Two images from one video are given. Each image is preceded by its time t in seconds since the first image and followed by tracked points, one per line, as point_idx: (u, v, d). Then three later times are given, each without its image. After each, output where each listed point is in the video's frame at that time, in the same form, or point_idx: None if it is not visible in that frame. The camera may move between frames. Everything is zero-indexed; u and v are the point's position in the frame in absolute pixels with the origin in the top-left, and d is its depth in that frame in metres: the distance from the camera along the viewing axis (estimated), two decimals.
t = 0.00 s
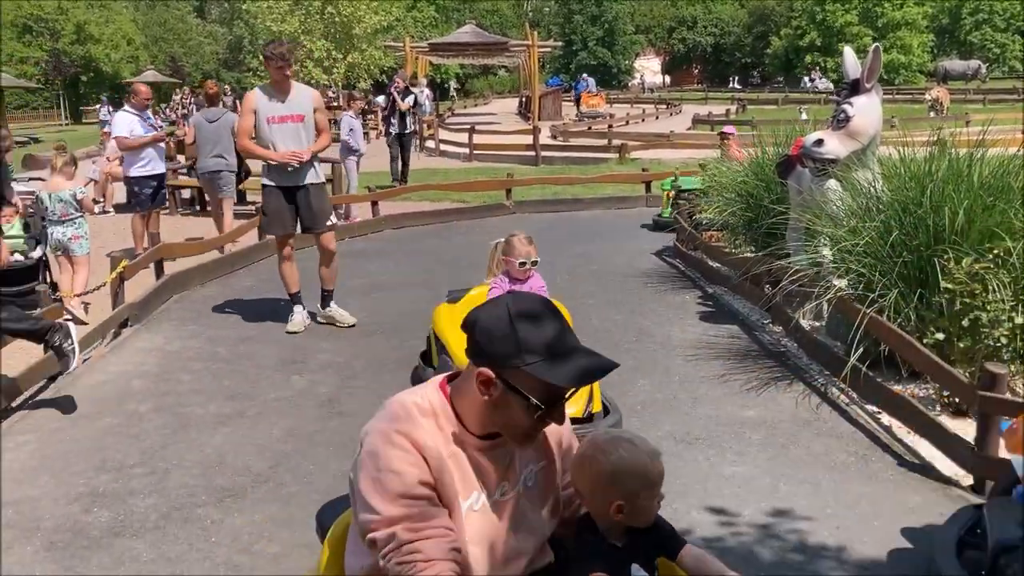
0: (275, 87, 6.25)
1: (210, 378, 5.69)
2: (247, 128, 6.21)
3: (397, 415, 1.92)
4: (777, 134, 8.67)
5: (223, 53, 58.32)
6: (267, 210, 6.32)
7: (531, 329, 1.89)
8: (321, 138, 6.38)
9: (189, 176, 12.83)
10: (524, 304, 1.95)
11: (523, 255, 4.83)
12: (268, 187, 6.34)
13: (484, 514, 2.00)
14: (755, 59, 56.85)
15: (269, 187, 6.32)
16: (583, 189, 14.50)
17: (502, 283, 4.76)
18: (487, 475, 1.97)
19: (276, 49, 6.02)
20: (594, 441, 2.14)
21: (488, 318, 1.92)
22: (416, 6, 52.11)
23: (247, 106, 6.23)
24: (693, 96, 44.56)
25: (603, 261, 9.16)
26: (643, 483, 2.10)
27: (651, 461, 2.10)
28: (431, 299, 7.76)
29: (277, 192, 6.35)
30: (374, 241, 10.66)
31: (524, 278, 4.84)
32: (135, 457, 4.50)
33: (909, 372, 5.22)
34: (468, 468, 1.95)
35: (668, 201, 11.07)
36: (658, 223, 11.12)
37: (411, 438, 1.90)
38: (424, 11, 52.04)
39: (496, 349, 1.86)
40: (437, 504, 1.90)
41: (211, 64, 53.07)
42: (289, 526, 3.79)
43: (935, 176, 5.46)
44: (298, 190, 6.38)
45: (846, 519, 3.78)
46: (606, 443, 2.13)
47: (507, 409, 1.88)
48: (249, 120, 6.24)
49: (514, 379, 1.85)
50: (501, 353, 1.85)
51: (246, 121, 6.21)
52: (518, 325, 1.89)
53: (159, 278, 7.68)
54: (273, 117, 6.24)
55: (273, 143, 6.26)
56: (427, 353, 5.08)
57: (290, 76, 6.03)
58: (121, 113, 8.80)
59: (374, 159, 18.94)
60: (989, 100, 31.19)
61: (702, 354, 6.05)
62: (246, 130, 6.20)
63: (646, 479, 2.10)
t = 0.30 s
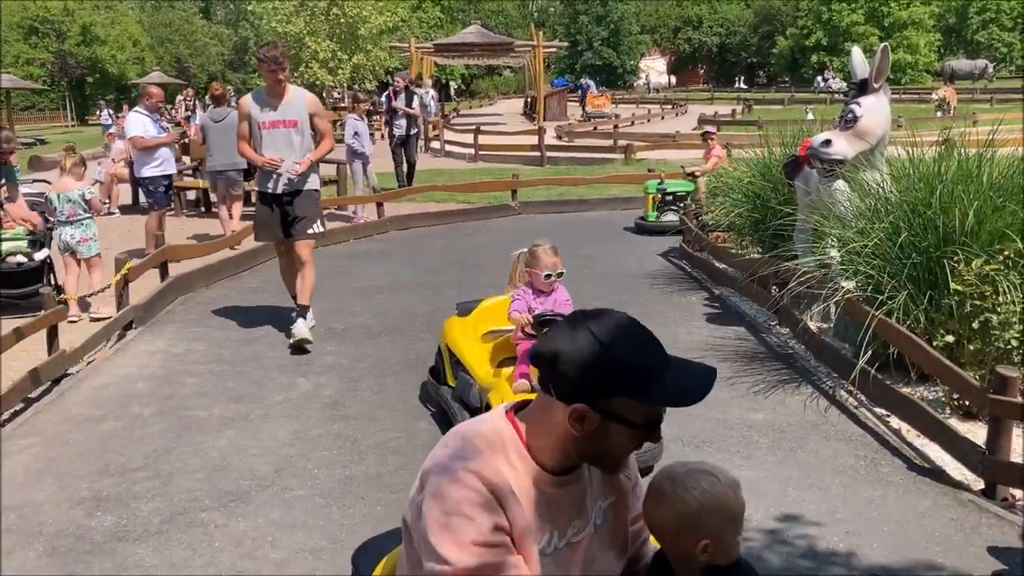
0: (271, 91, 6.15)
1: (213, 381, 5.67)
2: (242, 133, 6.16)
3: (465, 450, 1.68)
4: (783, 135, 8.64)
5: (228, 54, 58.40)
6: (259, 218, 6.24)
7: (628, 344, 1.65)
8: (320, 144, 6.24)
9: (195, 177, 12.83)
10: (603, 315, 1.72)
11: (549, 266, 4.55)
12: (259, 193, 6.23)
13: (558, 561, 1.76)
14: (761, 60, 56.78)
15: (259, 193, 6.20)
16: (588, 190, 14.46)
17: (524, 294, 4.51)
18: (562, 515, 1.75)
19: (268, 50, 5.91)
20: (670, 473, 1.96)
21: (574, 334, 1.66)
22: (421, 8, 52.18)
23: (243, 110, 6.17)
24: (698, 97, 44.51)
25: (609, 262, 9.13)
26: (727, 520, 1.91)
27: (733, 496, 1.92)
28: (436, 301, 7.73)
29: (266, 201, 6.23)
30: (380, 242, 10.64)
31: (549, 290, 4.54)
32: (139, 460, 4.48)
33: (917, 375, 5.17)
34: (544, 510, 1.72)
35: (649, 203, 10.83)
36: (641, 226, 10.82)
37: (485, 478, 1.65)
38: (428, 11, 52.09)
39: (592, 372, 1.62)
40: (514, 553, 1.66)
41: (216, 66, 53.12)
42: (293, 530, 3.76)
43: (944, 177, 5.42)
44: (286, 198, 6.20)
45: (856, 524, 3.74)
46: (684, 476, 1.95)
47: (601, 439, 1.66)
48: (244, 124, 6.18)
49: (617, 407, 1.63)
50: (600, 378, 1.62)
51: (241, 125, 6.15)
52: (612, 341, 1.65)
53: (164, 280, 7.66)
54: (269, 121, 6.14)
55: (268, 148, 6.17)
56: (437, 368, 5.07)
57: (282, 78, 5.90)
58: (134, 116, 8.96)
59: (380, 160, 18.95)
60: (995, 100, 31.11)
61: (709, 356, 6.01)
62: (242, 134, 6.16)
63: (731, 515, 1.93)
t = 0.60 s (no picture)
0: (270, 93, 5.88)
1: (217, 384, 5.64)
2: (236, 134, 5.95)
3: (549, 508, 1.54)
4: (790, 136, 8.59)
5: (233, 56, 58.43)
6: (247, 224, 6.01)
7: (734, 378, 1.43)
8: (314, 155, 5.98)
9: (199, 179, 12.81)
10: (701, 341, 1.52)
11: (574, 276, 4.38)
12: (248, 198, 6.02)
13: None
14: (766, 61, 56.68)
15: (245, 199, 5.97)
16: (594, 192, 14.42)
17: (547, 305, 4.39)
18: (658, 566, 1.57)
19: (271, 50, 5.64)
20: (766, 515, 1.80)
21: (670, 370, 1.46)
22: (426, 10, 52.17)
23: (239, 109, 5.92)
24: (703, 98, 44.41)
25: (615, 264, 9.09)
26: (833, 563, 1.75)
27: (839, 535, 1.77)
28: (441, 303, 7.70)
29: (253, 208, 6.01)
30: (385, 244, 10.62)
31: (574, 301, 4.40)
32: (142, 465, 4.44)
33: (927, 379, 5.11)
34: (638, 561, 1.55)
35: (629, 205, 10.71)
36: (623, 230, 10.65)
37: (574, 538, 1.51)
38: (433, 13, 52.08)
39: (688, 415, 1.42)
40: None
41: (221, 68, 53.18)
42: (296, 537, 3.72)
43: (954, 179, 5.37)
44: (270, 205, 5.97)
45: (866, 531, 3.69)
46: (784, 517, 1.78)
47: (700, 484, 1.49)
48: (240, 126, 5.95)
49: (725, 450, 1.45)
50: (695, 421, 1.42)
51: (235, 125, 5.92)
52: (699, 376, 1.42)
53: (168, 282, 7.63)
54: (264, 124, 5.89)
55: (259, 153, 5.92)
56: (448, 383, 4.89)
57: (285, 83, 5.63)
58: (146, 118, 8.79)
59: (385, 162, 18.93)
60: (1001, 101, 30.99)
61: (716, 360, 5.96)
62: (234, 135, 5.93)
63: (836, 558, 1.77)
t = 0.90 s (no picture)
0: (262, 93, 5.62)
1: (220, 387, 5.61)
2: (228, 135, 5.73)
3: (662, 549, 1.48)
4: (797, 138, 8.54)
5: (238, 58, 58.52)
6: (237, 225, 5.71)
7: (881, 410, 1.39)
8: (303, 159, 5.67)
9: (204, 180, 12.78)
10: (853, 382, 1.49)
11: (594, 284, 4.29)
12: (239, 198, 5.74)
13: None
14: (771, 61, 56.59)
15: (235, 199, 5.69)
16: (599, 194, 14.36)
17: (567, 316, 4.31)
18: None
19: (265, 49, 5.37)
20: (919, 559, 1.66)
21: (810, 396, 1.46)
22: (430, 11, 52.23)
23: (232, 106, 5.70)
24: (708, 99, 44.36)
25: (620, 266, 9.05)
26: None
27: None
28: (446, 305, 7.66)
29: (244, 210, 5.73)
30: (390, 246, 10.59)
31: (593, 310, 4.33)
32: (144, 470, 4.41)
33: (936, 383, 5.04)
34: None
35: (617, 210, 10.50)
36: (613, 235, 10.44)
37: None
38: (438, 14, 52.12)
39: (831, 447, 1.40)
40: None
41: (227, 69, 53.25)
42: (299, 544, 3.68)
43: (964, 181, 5.31)
44: (263, 207, 5.70)
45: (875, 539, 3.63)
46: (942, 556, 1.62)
47: (818, 529, 1.44)
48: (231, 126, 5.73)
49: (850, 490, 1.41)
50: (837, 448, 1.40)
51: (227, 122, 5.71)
52: (863, 412, 1.39)
53: (172, 285, 7.61)
54: (253, 124, 5.64)
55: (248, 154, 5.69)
56: (458, 397, 4.76)
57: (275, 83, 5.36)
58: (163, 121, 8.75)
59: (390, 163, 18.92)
60: (1008, 102, 30.88)
61: (723, 364, 5.91)
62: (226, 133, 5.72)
63: None
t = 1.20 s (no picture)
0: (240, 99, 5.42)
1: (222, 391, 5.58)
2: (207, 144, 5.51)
3: None
4: (803, 139, 8.49)
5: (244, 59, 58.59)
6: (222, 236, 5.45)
7: None
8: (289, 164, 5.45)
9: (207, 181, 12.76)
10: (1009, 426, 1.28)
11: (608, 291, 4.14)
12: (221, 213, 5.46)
13: None
14: (775, 62, 56.48)
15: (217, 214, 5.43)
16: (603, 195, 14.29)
17: (583, 326, 4.18)
18: None
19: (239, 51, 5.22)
20: None
21: (955, 439, 1.27)
22: (435, 12, 52.25)
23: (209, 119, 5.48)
24: (713, 100, 44.29)
25: (624, 268, 9.02)
26: None
27: None
28: (449, 308, 7.63)
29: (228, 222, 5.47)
30: (394, 248, 10.57)
31: (608, 318, 4.20)
32: (144, 475, 4.38)
33: (944, 387, 4.98)
34: None
35: (596, 213, 10.34)
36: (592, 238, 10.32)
37: None
38: (443, 15, 52.11)
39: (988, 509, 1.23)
40: None
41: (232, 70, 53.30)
42: (298, 551, 3.64)
43: (972, 183, 5.25)
44: (250, 219, 5.45)
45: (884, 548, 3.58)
46: None
47: None
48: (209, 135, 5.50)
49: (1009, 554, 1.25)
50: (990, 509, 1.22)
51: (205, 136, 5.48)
52: None
53: (174, 287, 7.59)
54: (234, 132, 5.42)
55: (232, 165, 5.45)
56: (467, 409, 4.65)
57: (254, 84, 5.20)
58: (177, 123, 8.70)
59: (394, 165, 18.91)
60: (1014, 103, 30.76)
61: (728, 367, 5.86)
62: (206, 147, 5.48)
63: None
